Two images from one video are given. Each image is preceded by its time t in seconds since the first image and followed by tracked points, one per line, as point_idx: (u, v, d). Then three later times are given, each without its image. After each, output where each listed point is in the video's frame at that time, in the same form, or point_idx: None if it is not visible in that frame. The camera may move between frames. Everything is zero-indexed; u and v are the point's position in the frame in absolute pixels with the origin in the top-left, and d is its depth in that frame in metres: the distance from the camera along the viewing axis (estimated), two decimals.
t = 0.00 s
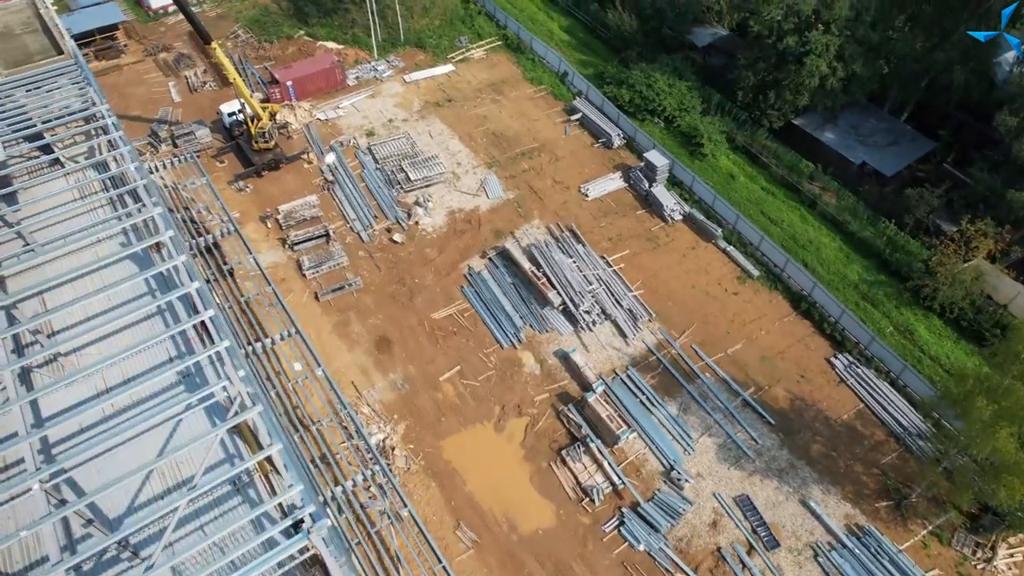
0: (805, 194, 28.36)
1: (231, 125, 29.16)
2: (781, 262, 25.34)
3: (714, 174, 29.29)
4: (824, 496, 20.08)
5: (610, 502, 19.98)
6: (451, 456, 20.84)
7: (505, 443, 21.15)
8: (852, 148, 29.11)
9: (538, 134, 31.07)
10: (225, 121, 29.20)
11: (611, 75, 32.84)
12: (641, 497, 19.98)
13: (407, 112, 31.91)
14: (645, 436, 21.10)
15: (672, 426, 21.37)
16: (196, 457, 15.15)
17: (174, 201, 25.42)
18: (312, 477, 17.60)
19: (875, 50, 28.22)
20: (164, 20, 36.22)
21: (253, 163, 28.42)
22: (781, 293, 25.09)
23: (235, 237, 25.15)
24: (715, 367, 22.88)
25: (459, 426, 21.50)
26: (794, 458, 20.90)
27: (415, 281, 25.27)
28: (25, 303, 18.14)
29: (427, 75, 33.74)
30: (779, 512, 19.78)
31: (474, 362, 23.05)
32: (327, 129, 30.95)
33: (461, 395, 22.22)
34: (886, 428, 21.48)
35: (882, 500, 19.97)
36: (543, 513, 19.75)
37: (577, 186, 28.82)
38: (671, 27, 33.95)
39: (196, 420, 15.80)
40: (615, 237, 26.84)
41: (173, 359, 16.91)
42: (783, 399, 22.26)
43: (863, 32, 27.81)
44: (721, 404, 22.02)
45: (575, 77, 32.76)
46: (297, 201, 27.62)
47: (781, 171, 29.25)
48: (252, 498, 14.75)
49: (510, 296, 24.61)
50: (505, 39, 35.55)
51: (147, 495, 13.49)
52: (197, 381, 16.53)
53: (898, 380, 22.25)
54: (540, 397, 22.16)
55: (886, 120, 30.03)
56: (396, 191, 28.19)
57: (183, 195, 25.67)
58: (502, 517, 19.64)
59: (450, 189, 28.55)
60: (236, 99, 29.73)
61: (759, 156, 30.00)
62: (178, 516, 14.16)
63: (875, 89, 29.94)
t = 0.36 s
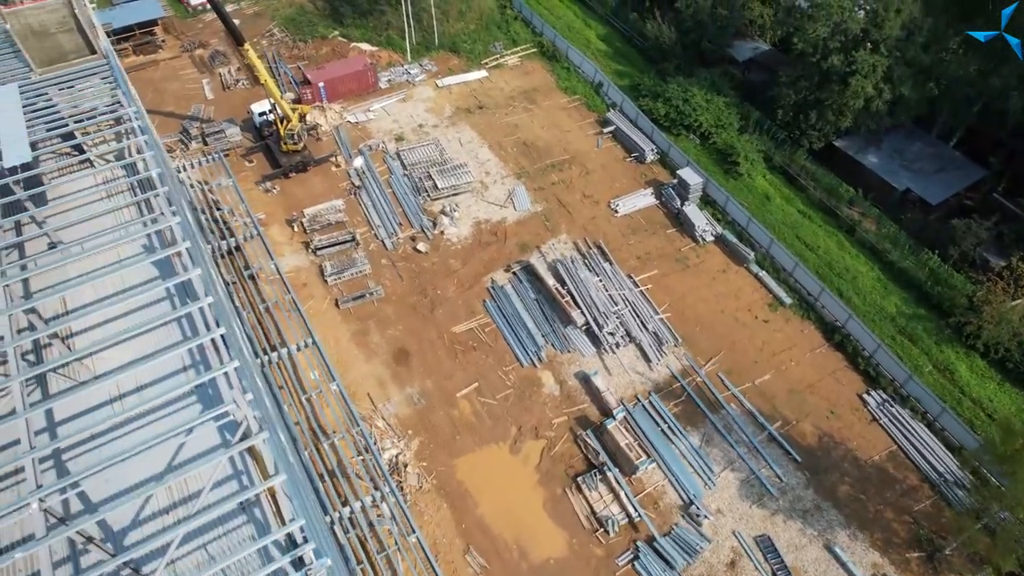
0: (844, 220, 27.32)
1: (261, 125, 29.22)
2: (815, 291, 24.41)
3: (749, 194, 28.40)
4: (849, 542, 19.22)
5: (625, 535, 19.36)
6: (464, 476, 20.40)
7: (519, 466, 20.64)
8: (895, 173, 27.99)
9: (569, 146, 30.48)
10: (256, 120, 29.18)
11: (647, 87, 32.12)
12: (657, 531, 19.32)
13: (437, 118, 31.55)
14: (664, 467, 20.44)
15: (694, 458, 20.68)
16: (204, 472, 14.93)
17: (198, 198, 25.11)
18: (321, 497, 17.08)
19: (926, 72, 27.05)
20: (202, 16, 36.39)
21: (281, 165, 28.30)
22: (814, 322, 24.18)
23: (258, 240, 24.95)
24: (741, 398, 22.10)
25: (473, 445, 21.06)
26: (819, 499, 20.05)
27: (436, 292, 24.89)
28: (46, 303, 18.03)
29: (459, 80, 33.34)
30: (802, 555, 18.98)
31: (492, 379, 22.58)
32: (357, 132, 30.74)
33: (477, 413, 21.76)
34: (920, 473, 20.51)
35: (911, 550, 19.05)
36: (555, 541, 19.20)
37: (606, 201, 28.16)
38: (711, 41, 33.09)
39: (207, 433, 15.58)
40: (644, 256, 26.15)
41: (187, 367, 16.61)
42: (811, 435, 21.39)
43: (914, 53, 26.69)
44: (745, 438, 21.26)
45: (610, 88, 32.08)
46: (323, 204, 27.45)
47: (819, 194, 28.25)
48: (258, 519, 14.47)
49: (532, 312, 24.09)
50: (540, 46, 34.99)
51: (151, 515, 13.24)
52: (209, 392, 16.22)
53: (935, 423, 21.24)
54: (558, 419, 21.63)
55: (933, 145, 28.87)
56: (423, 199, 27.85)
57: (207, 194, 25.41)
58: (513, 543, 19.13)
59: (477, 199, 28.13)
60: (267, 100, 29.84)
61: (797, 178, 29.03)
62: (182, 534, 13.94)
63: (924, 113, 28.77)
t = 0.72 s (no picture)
0: (882, 248, 26.24)
1: (290, 125, 29.14)
2: (849, 322, 23.45)
3: (783, 217, 27.49)
4: None
5: (638, 569, 18.71)
6: (475, 498, 19.92)
7: (532, 491, 20.11)
8: (940, 201, 26.82)
9: (599, 158, 29.82)
10: (285, 121, 29.09)
11: (682, 101, 31.38)
12: (672, 567, 18.64)
13: (467, 125, 31.13)
14: (682, 500, 19.76)
15: (713, 492, 19.97)
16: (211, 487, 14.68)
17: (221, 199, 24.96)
18: (329, 517, 16.70)
19: (978, 97, 25.89)
20: (238, 14, 36.49)
21: (308, 167, 28.11)
22: (846, 355, 23.19)
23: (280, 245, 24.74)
24: (765, 432, 21.29)
25: (486, 466, 20.60)
26: (844, 543, 19.15)
27: (457, 304, 24.46)
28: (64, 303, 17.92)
29: (491, 86, 32.88)
30: None
31: (510, 398, 22.07)
32: (385, 136, 30.45)
33: (492, 433, 21.29)
34: (953, 522, 19.51)
35: None
36: (565, 571, 18.62)
37: (635, 218, 27.46)
38: (751, 56, 32.13)
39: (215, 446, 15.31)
40: (671, 277, 25.43)
41: (199, 377, 16.37)
42: (838, 475, 20.48)
43: (966, 76, 25.51)
44: (769, 473, 20.46)
45: (645, 101, 31.33)
46: (348, 209, 27.22)
47: (857, 219, 27.23)
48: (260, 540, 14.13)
49: (553, 330, 23.52)
50: (575, 54, 34.37)
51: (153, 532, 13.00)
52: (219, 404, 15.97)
53: (971, 469, 20.22)
54: (575, 444, 21.06)
55: (982, 173, 27.63)
56: (448, 208, 27.45)
57: (231, 195, 25.26)
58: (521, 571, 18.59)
59: (503, 210, 27.62)
60: (297, 101, 29.73)
61: (836, 202, 28.02)
62: (185, 552, 13.70)
63: (974, 138, 27.51)
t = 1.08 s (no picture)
0: (920, 278, 25.19)
1: (317, 128, 28.94)
2: (881, 356, 22.49)
3: (817, 242, 26.53)
4: None
5: None
6: (484, 521, 19.44)
7: (543, 517, 19.57)
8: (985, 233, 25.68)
9: (628, 172, 29.12)
10: (312, 123, 28.89)
11: (717, 117, 30.54)
12: None
13: (495, 133, 30.65)
14: (699, 536, 19.06)
15: (731, 529, 19.23)
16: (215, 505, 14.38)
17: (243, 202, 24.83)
18: (335, 539, 16.33)
19: None
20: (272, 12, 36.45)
21: (332, 171, 27.86)
22: (877, 390, 22.22)
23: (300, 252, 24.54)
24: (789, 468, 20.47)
25: (498, 489, 20.11)
26: None
27: (476, 318, 24.01)
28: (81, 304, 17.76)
29: (521, 94, 32.36)
30: None
31: (525, 418, 21.56)
32: (411, 141, 30.11)
33: (505, 454, 20.79)
34: None
35: None
36: None
37: (662, 236, 26.74)
38: (790, 72, 31.12)
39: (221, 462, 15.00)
40: (697, 300, 24.68)
41: (209, 389, 16.08)
42: (863, 518, 19.59)
43: (1020, 103, 24.22)
44: (790, 512, 19.66)
45: (678, 115, 30.54)
46: (370, 215, 26.92)
47: (894, 247, 26.18)
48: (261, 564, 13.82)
49: (573, 350, 22.94)
50: (608, 64, 33.70)
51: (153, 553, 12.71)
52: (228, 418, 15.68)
53: (1007, 520, 19.25)
54: (589, 470, 20.47)
55: None
56: (472, 218, 27.00)
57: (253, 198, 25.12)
58: None
59: (528, 223, 27.09)
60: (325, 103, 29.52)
61: (873, 228, 26.98)
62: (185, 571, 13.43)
63: None
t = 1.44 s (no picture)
0: (959, 312, 24.11)
1: (343, 132, 28.68)
2: (914, 394, 21.53)
3: (850, 269, 25.56)
4: None
5: None
6: (493, 546, 18.94)
7: (553, 545, 19.01)
8: None
9: (656, 188, 28.40)
10: (337, 127, 28.65)
11: (750, 134, 29.68)
12: None
13: (522, 142, 30.13)
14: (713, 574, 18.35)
15: (748, 569, 18.47)
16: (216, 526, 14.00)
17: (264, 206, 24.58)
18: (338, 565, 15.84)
19: None
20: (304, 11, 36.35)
21: (356, 177, 27.58)
22: (908, 430, 21.28)
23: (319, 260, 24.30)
24: (811, 507, 19.63)
25: (507, 513, 19.59)
26: None
27: (494, 334, 23.53)
28: (95, 307, 17.56)
29: (550, 103, 31.79)
30: None
31: (539, 441, 21.03)
32: (437, 148, 29.73)
33: (517, 478, 20.28)
34: None
35: None
36: None
37: (689, 256, 25.99)
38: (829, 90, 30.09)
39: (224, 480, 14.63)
40: (722, 325, 23.91)
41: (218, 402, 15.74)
42: (888, 565, 18.72)
43: None
44: (811, 555, 18.84)
45: (710, 130, 29.72)
46: (392, 223, 26.59)
47: (932, 277, 25.11)
48: None
49: (591, 372, 22.35)
50: (641, 75, 32.97)
51: None
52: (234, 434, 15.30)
53: None
54: (603, 499, 19.88)
55: None
56: (494, 230, 26.53)
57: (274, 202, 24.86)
58: None
59: (551, 237, 26.54)
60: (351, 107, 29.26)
61: (910, 257, 25.93)
62: None
63: None
